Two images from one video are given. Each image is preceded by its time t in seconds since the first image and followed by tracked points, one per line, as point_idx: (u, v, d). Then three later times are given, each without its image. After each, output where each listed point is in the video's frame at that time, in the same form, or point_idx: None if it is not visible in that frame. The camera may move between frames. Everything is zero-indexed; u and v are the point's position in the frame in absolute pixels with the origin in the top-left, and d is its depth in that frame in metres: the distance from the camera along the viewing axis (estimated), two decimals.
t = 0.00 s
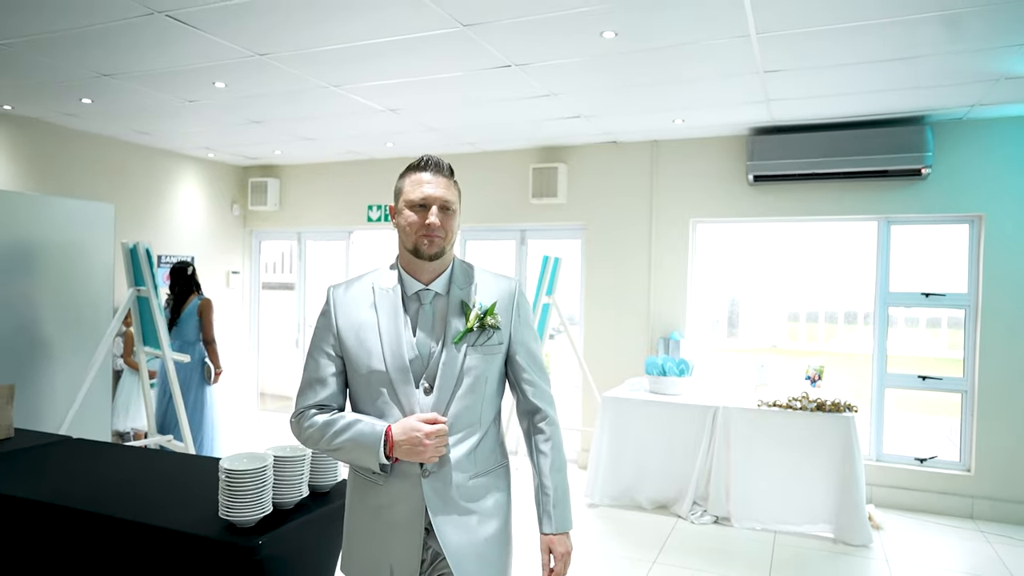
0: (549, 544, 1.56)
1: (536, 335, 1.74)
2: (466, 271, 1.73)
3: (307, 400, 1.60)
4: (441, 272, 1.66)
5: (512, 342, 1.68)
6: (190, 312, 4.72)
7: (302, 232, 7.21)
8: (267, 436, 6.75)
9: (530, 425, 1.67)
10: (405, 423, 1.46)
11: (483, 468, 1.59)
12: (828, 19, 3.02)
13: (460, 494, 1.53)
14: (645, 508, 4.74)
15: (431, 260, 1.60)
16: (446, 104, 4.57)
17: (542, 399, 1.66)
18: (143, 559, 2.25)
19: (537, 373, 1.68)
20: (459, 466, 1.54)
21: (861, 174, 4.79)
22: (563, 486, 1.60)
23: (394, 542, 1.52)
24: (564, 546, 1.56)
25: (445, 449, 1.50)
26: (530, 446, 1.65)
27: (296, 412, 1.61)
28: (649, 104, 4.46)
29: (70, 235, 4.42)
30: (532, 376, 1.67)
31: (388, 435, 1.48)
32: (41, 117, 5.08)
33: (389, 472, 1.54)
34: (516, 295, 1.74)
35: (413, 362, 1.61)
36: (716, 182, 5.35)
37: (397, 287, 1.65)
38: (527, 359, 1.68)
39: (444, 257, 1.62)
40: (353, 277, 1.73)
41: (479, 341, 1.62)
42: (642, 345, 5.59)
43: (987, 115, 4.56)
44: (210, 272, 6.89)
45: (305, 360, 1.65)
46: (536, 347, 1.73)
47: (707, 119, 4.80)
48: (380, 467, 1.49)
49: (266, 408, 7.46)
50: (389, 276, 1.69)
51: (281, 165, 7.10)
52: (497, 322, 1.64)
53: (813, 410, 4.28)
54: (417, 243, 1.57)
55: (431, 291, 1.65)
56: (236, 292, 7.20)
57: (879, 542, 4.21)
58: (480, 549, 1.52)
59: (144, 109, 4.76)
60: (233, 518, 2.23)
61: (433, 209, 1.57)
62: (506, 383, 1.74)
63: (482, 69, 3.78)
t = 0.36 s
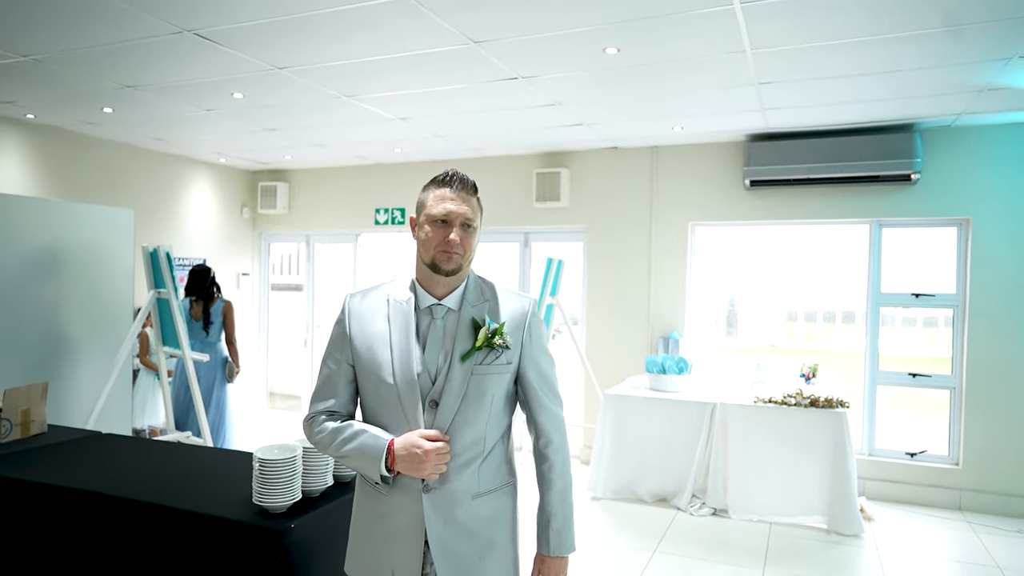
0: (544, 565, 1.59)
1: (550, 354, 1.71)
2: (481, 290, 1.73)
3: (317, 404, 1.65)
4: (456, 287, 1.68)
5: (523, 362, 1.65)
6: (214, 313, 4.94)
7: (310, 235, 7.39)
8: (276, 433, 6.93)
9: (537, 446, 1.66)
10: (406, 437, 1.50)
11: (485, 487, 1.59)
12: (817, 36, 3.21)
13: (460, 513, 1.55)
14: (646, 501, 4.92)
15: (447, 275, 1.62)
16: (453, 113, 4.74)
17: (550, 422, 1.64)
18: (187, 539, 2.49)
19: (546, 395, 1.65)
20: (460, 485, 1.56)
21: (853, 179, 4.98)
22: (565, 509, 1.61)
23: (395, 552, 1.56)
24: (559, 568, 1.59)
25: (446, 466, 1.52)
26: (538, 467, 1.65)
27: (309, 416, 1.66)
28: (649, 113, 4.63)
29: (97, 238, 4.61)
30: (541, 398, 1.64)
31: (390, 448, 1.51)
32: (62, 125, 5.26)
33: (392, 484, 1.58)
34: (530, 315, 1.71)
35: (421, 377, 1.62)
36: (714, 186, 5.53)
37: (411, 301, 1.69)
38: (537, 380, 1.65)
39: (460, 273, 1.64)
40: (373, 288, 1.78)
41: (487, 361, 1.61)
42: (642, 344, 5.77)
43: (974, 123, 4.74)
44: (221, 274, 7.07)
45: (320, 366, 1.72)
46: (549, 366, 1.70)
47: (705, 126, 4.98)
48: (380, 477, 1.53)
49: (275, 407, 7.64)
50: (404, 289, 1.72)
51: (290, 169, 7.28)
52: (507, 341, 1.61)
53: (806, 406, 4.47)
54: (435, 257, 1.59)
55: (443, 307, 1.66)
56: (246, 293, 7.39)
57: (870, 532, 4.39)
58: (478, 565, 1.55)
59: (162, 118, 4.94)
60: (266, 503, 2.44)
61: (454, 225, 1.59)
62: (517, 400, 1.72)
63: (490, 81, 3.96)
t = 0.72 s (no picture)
0: None
1: (561, 359, 1.67)
2: (499, 291, 1.73)
3: (336, 389, 1.73)
4: (473, 285, 1.69)
5: (532, 362, 1.63)
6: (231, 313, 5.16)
7: (320, 237, 7.58)
8: (287, 430, 7.12)
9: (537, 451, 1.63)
10: (406, 425, 1.53)
11: (483, 487, 1.57)
12: (809, 51, 3.39)
13: (454, 509, 1.54)
14: (647, 494, 5.10)
15: (467, 276, 1.64)
16: (461, 121, 4.92)
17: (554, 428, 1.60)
18: (226, 523, 2.70)
19: (553, 399, 1.62)
20: (458, 481, 1.55)
21: (847, 184, 5.16)
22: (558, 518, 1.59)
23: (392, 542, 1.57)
24: None
25: (445, 458, 1.53)
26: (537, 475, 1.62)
27: (328, 400, 1.74)
28: (651, 120, 4.81)
29: (114, 239, 4.74)
30: (547, 402, 1.61)
31: (392, 436, 1.55)
32: (83, 132, 5.44)
33: (392, 472, 1.61)
34: (544, 318, 1.68)
35: (430, 370, 1.64)
36: (713, 190, 5.71)
37: (429, 295, 1.71)
38: (544, 384, 1.62)
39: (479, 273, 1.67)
40: (395, 280, 1.82)
41: (495, 358, 1.61)
42: (644, 343, 5.95)
43: (963, 130, 4.92)
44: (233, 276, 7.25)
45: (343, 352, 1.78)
46: (561, 370, 1.66)
47: (704, 133, 5.16)
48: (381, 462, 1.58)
49: (285, 405, 7.82)
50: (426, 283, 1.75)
51: (300, 173, 7.46)
52: (517, 340, 1.60)
53: (802, 402, 4.65)
54: (455, 260, 1.61)
55: (458, 303, 1.68)
56: (256, 294, 7.58)
57: (864, 523, 4.58)
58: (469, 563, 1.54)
59: (180, 125, 5.11)
60: (296, 490, 2.64)
61: (475, 229, 1.60)
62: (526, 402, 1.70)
63: (498, 92, 4.14)
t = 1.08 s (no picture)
0: None
1: (572, 356, 1.58)
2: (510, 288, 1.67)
3: (355, 392, 1.72)
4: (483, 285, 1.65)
5: (541, 359, 1.56)
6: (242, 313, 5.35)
7: (327, 239, 7.75)
8: (296, 427, 7.29)
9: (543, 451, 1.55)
10: (416, 423, 1.51)
11: (492, 486, 1.53)
12: (804, 65, 3.56)
13: (458, 506, 1.50)
14: (649, 489, 5.27)
15: (477, 281, 1.60)
16: (468, 128, 5.09)
17: (564, 428, 1.51)
18: (254, 513, 2.86)
19: (562, 397, 1.53)
20: (463, 478, 1.51)
21: (841, 189, 5.34)
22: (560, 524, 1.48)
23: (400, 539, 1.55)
24: None
25: (455, 456, 1.50)
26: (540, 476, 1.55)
27: (348, 401, 1.74)
28: (652, 128, 4.98)
29: (132, 243, 4.90)
30: (553, 401, 1.53)
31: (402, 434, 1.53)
32: (101, 138, 5.61)
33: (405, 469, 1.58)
34: (555, 314, 1.60)
35: (440, 370, 1.61)
36: (712, 194, 5.88)
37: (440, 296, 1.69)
38: (553, 382, 1.54)
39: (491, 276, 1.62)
40: (411, 282, 1.81)
41: (502, 355, 1.55)
42: (645, 343, 6.13)
43: (953, 138, 5.10)
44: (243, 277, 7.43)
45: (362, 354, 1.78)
46: (572, 368, 1.58)
47: (704, 139, 5.33)
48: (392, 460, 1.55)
49: (293, 404, 7.99)
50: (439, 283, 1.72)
51: (308, 177, 7.63)
52: (523, 336, 1.54)
53: (798, 400, 4.83)
54: (464, 266, 1.57)
55: (468, 303, 1.64)
56: (266, 295, 7.75)
57: (856, 516, 4.76)
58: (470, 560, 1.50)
59: (197, 132, 5.27)
60: (321, 481, 2.84)
61: (483, 235, 1.55)
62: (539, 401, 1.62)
63: (505, 101, 4.30)
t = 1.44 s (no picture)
0: (514, 567, 1.40)
1: (580, 357, 1.60)
2: (515, 294, 1.69)
3: (371, 404, 1.76)
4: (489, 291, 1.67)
5: (549, 362, 1.58)
6: (250, 312, 5.50)
7: (333, 241, 7.90)
8: (303, 424, 7.45)
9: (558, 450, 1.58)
10: (432, 434, 1.52)
11: (509, 487, 1.55)
12: (797, 78, 3.74)
13: (475, 508, 1.53)
14: (648, 483, 5.45)
15: (484, 286, 1.62)
16: (474, 134, 5.25)
17: (575, 426, 1.51)
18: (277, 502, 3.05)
19: (572, 398, 1.54)
20: (479, 482, 1.53)
21: (834, 193, 5.53)
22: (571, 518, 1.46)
23: (420, 543, 1.58)
24: None
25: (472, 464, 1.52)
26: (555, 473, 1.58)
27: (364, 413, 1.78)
28: (652, 134, 5.15)
29: (148, 247, 5.01)
30: (562, 401, 1.53)
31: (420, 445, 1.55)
32: (115, 142, 5.76)
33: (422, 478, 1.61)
34: (561, 316, 1.61)
35: (453, 380, 1.64)
36: (709, 197, 6.06)
37: (447, 305, 1.70)
38: (562, 384, 1.55)
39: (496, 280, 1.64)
40: (419, 293, 1.84)
41: (510, 361, 1.57)
42: (644, 342, 6.30)
43: (941, 144, 5.29)
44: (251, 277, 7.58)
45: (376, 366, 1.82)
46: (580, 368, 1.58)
47: (701, 145, 5.51)
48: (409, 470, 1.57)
49: (298, 402, 8.14)
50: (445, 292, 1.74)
51: (314, 179, 7.79)
52: (529, 341, 1.56)
53: (791, 397, 5.01)
54: (472, 271, 1.59)
55: (475, 311, 1.66)
56: (272, 295, 7.91)
57: (847, 509, 4.94)
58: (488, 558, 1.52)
59: (209, 137, 5.43)
60: (341, 472, 2.99)
61: (489, 239, 1.58)
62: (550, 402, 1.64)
63: (510, 109, 4.46)
